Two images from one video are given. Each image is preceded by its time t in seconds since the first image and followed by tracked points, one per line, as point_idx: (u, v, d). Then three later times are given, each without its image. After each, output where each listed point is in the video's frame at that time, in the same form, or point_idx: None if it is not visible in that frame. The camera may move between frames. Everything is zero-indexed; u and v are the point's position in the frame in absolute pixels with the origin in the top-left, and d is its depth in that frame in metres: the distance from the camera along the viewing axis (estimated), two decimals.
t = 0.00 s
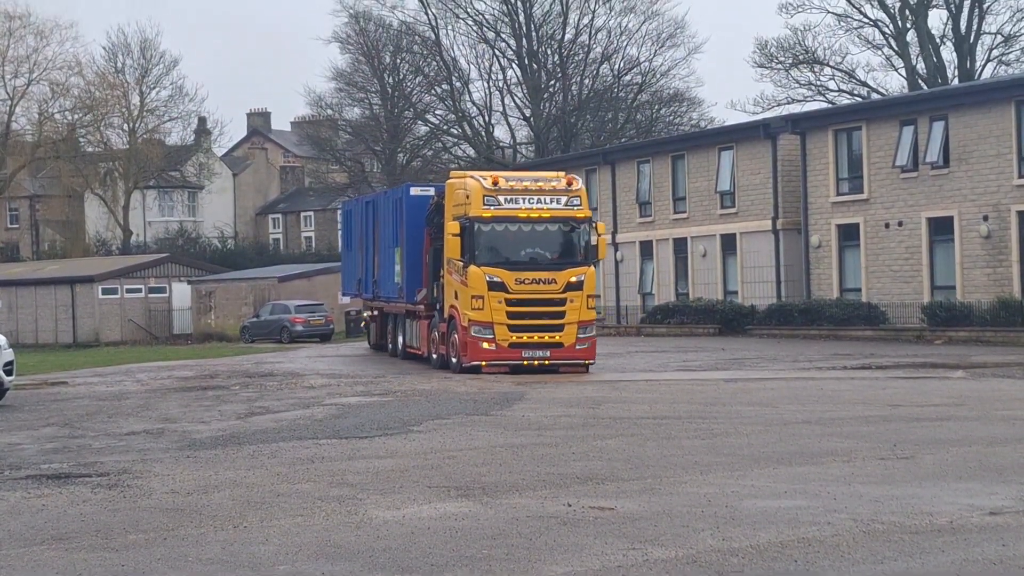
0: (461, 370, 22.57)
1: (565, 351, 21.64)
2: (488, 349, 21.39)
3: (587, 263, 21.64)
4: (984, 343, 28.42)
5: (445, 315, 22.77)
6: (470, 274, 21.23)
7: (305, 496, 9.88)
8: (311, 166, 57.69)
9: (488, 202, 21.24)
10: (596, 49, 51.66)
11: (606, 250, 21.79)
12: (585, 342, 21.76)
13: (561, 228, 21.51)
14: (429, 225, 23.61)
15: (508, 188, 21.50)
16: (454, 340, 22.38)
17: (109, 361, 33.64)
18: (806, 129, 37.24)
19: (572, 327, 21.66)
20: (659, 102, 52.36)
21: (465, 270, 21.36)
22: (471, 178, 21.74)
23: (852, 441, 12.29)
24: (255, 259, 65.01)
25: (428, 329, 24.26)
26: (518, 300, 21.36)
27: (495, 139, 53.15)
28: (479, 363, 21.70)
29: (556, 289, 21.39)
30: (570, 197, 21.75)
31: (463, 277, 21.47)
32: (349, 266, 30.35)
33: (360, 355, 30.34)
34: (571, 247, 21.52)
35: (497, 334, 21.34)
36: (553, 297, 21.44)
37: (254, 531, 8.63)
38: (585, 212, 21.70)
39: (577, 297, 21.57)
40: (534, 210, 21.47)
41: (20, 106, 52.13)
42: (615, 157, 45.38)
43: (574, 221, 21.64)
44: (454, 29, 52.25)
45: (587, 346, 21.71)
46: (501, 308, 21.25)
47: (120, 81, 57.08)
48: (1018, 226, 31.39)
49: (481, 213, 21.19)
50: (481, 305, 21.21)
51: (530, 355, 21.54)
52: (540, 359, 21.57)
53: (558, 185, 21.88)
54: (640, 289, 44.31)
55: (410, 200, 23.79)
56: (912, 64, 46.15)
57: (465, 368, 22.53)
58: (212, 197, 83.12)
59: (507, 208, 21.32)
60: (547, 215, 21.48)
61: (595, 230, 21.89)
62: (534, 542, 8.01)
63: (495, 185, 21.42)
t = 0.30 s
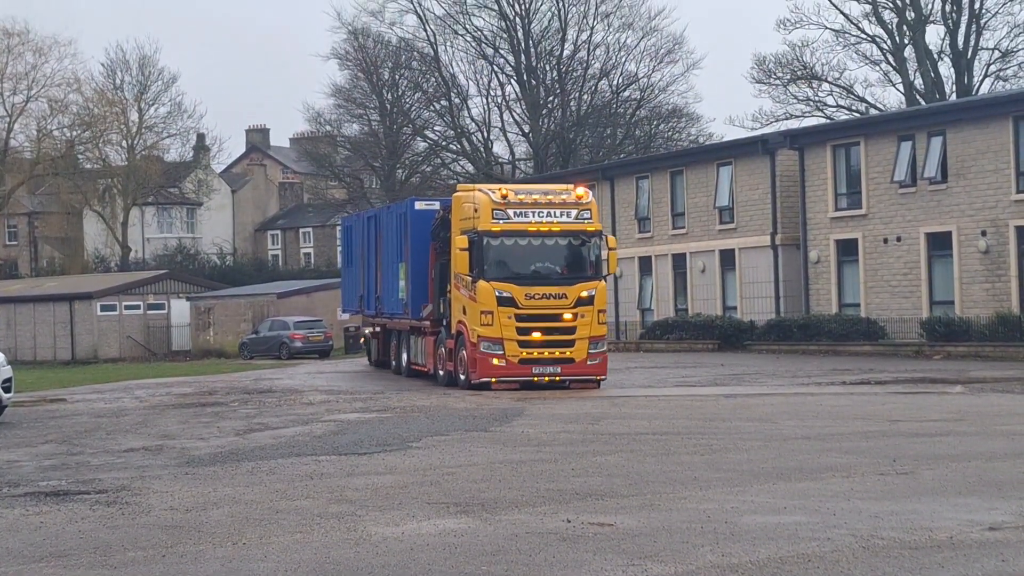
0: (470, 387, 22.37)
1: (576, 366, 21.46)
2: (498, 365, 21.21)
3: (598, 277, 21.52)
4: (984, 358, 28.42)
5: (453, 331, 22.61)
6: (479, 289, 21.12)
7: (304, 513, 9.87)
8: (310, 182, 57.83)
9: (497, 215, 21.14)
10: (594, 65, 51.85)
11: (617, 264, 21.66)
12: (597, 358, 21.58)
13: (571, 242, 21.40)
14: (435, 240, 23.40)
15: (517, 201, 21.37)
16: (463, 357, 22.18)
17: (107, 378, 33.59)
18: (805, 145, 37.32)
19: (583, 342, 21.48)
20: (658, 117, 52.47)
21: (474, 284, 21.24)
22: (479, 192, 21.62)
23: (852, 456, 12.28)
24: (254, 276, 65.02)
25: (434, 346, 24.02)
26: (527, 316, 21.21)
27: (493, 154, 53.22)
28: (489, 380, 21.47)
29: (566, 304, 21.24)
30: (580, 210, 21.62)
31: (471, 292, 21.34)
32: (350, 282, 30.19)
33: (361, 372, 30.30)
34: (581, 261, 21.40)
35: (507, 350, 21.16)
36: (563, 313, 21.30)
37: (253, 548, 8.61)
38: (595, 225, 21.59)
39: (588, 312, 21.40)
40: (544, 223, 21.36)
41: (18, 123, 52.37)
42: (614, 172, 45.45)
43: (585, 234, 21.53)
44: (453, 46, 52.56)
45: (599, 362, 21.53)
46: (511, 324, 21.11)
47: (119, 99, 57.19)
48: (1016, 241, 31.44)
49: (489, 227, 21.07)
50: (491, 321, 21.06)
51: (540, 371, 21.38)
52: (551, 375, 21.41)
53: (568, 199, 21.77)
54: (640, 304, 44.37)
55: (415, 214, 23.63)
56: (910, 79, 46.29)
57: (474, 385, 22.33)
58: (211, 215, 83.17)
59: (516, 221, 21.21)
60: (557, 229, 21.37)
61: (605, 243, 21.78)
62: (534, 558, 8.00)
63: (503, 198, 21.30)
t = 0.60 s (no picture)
0: (478, 399, 22.11)
1: (587, 378, 21.23)
2: (508, 377, 20.93)
3: (609, 288, 21.25)
4: (984, 369, 28.43)
5: (461, 342, 22.31)
6: (488, 299, 20.82)
7: (304, 525, 9.86)
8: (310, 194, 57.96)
9: (506, 224, 20.85)
10: (593, 77, 51.90)
11: (628, 274, 21.39)
12: (608, 369, 21.34)
13: (582, 251, 21.13)
14: (441, 251, 23.16)
15: (527, 210, 21.10)
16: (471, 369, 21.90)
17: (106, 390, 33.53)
18: (804, 156, 37.39)
19: (595, 354, 21.23)
20: (656, 128, 52.54)
21: (483, 295, 20.95)
22: (488, 200, 21.33)
23: (851, 468, 12.28)
24: (253, 288, 65.00)
25: (440, 358, 23.73)
26: (538, 327, 20.94)
27: (492, 166, 53.19)
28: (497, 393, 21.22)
29: (577, 314, 20.98)
30: (591, 219, 21.36)
31: (480, 303, 21.05)
32: (354, 293, 30.02)
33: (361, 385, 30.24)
34: (593, 271, 21.12)
35: (518, 361, 20.91)
36: (575, 323, 21.03)
37: (253, 560, 8.60)
38: (606, 234, 21.33)
39: (599, 323, 21.15)
40: (554, 232, 21.08)
41: (17, 136, 52.52)
42: (613, 184, 45.44)
43: (596, 243, 21.27)
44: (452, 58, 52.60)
45: (611, 374, 21.30)
46: (521, 335, 20.83)
47: (118, 111, 57.26)
48: (1015, 252, 31.47)
49: (499, 237, 20.80)
50: (500, 332, 20.78)
51: (551, 383, 21.12)
52: (562, 387, 21.16)
53: (579, 207, 21.50)
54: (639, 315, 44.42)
55: (420, 224, 23.42)
56: (908, 90, 46.38)
57: (483, 397, 22.07)
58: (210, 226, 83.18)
59: (526, 231, 20.93)
60: (568, 238, 21.09)
61: (616, 252, 21.52)
62: (533, 571, 7.99)
63: (513, 207, 21.02)
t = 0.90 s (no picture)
0: (487, 406, 21.92)
1: (599, 385, 21.06)
2: (519, 383, 20.75)
3: (621, 292, 21.07)
4: (983, 374, 28.46)
5: (469, 346, 22.09)
6: (499, 304, 20.59)
7: (304, 531, 9.85)
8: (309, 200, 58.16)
9: (517, 228, 20.63)
10: (591, 82, 51.91)
11: (641, 278, 21.22)
12: (620, 376, 21.20)
13: (595, 255, 20.95)
14: (448, 255, 23.01)
15: (538, 213, 20.89)
16: (480, 374, 21.67)
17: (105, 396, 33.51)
18: (803, 161, 37.43)
19: (607, 359, 21.08)
20: (655, 134, 52.58)
21: (493, 298, 20.71)
22: (498, 203, 21.10)
23: (851, 473, 12.27)
24: (253, 294, 65.03)
25: (447, 364, 23.51)
26: (549, 332, 20.76)
27: (491, 171, 52.96)
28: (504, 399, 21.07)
29: (589, 319, 20.80)
30: (603, 222, 21.19)
31: (490, 307, 20.81)
32: (356, 300, 29.83)
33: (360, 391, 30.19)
34: (605, 275, 20.94)
35: (528, 367, 20.73)
36: (586, 328, 20.86)
37: (252, 566, 8.60)
38: (619, 238, 21.18)
39: (611, 328, 20.99)
40: (566, 235, 20.88)
41: (16, 142, 52.62)
42: (611, 189, 45.43)
43: (608, 247, 21.10)
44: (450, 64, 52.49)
45: (622, 380, 21.16)
46: (532, 340, 20.65)
47: (117, 117, 57.34)
48: (1014, 258, 31.48)
49: (510, 240, 20.56)
50: (511, 337, 20.59)
51: (562, 389, 20.97)
52: (574, 394, 21.01)
53: (590, 210, 21.31)
54: (638, 321, 44.47)
55: (426, 228, 23.22)
56: (906, 96, 46.43)
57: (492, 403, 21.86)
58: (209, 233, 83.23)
59: (537, 234, 20.72)
60: (580, 242, 20.91)
61: (628, 256, 21.36)
62: None
63: (523, 210, 20.80)
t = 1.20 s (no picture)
0: (497, 416, 21.64)
1: (611, 394, 20.74)
2: (529, 393, 20.48)
3: (633, 300, 20.87)
4: (982, 382, 28.47)
5: (478, 355, 21.87)
6: (508, 311, 20.42)
7: (302, 540, 9.83)
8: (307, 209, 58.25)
9: (527, 234, 20.52)
10: (590, 91, 51.92)
11: (652, 285, 21.02)
12: (632, 385, 20.88)
13: (606, 261, 20.79)
14: (455, 262, 22.76)
15: (548, 219, 20.78)
16: (490, 383, 21.45)
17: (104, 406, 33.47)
18: (801, 170, 37.46)
19: (619, 368, 20.77)
20: (653, 142, 52.61)
21: (503, 306, 20.55)
22: (508, 209, 21.01)
23: (849, 482, 12.27)
24: (251, 302, 65.03)
25: (454, 373, 23.27)
26: (560, 340, 20.49)
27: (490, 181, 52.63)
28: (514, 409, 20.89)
29: (600, 327, 20.54)
30: (614, 228, 21.08)
31: (500, 315, 20.64)
32: (359, 310, 29.66)
33: (360, 400, 30.16)
34: (617, 281, 20.75)
35: (539, 376, 20.43)
36: (598, 336, 20.58)
37: None
38: (630, 244, 21.03)
39: (623, 336, 20.71)
40: (577, 241, 20.74)
41: (15, 151, 52.64)
42: (610, 198, 45.47)
43: (619, 253, 20.94)
44: (449, 73, 52.30)
45: (635, 389, 20.84)
46: (542, 348, 20.38)
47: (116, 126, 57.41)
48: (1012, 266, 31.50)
49: (519, 246, 20.45)
50: (521, 345, 20.35)
51: (574, 399, 20.65)
52: (585, 403, 20.66)
53: (601, 216, 21.22)
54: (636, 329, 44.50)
55: (432, 235, 23.00)
56: (905, 104, 46.50)
57: (502, 414, 21.59)
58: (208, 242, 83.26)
59: (547, 240, 20.60)
60: (591, 248, 20.75)
61: (640, 263, 21.18)
62: None
63: (533, 216, 20.68)
